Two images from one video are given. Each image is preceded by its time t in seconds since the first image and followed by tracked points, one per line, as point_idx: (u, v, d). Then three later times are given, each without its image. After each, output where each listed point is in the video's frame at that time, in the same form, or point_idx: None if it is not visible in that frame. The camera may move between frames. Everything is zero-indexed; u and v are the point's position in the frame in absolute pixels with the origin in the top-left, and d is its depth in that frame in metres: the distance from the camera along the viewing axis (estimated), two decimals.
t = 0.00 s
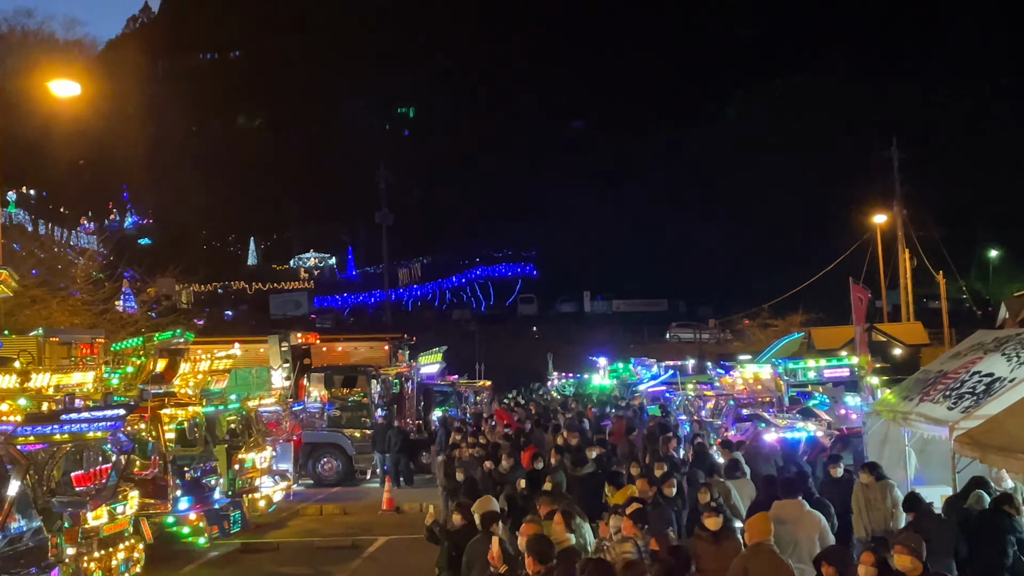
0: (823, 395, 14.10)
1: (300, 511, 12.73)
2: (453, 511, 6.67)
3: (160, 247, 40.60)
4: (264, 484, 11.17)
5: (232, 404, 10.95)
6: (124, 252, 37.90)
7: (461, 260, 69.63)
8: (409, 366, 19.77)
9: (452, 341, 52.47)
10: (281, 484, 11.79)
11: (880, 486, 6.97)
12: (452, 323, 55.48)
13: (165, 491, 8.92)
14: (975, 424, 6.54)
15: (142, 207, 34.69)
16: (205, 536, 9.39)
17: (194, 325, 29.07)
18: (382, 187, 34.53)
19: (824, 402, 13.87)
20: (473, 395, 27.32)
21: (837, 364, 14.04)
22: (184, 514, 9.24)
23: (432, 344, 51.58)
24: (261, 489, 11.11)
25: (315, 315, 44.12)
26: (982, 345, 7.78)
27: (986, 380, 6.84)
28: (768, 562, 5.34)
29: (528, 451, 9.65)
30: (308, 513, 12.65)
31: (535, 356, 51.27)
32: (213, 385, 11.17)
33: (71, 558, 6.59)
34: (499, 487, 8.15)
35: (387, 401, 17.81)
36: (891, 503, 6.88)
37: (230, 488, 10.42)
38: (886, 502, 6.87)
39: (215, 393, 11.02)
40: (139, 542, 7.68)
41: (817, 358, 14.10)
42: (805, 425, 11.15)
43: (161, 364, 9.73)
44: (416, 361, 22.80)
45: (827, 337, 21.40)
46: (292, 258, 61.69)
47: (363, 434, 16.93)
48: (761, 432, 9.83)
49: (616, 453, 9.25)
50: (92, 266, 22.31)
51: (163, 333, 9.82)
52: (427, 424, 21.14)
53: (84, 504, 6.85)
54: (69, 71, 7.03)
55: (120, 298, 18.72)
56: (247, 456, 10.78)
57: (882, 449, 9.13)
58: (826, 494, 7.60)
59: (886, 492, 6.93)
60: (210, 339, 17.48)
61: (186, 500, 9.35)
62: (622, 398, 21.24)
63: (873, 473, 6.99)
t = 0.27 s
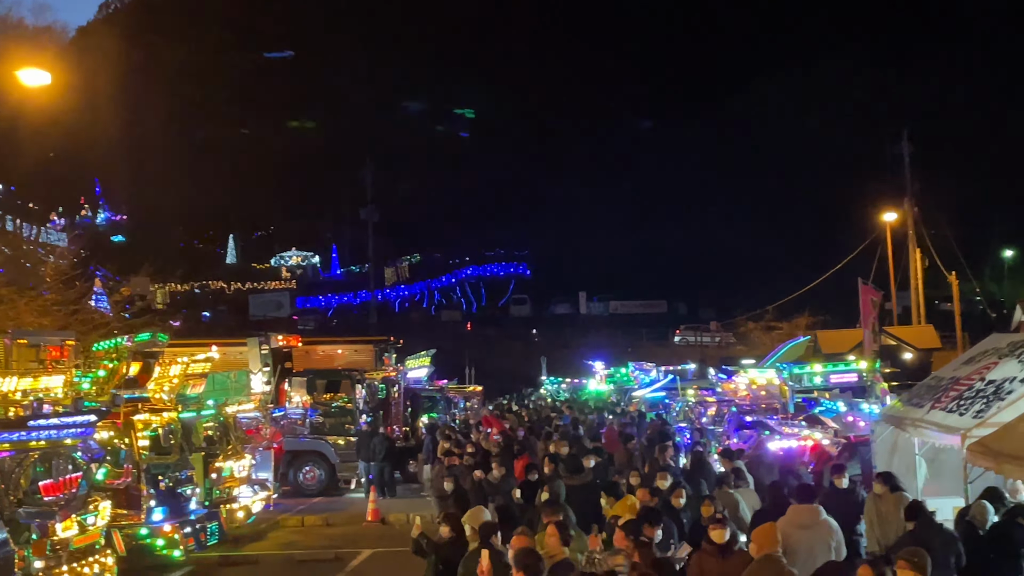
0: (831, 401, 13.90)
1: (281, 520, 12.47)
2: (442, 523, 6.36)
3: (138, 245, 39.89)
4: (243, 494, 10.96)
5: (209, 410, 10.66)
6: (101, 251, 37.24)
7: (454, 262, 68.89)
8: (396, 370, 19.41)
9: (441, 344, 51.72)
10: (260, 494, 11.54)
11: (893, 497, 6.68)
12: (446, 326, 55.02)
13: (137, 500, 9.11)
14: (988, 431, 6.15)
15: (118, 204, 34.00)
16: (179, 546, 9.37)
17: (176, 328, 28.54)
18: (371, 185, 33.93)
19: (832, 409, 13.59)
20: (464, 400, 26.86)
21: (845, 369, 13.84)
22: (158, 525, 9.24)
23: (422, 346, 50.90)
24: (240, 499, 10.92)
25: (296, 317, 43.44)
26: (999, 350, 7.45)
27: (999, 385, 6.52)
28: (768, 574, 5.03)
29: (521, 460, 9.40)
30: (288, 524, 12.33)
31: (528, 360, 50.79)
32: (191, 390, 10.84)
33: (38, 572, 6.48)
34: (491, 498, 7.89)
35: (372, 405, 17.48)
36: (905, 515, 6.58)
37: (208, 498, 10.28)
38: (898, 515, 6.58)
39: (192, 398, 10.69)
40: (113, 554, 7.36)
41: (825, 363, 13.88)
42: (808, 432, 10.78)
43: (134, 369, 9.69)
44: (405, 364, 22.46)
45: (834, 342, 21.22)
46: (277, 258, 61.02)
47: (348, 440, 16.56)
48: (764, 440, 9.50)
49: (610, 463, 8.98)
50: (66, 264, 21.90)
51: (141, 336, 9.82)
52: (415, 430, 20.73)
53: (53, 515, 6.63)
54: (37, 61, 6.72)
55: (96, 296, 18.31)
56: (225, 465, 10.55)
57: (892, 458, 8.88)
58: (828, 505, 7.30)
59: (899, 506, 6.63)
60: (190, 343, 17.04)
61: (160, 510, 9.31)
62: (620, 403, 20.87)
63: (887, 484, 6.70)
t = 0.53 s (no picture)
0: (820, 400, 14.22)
1: (270, 518, 12.48)
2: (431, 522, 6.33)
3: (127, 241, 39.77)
4: (232, 492, 10.94)
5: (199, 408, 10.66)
6: (89, 247, 37.11)
7: (446, 260, 68.91)
8: (384, 367, 19.38)
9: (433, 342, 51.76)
10: (250, 491, 11.53)
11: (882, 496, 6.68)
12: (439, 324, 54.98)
13: (125, 498, 9.11)
14: (975, 431, 6.25)
15: (105, 198, 33.87)
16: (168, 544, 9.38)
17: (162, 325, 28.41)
18: (360, 182, 33.84)
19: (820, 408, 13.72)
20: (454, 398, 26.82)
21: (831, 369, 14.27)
22: (146, 522, 9.25)
23: (414, 345, 50.82)
24: (229, 496, 10.91)
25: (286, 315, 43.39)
26: (987, 349, 7.48)
27: (986, 386, 6.55)
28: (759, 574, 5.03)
29: (510, 460, 9.42)
30: (276, 522, 12.33)
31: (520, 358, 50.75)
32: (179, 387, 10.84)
33: (26, 569, 6.46)
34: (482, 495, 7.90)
35: (361, 404, 17.48)
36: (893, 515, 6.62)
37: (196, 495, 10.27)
38: (885, 514, 6.58)
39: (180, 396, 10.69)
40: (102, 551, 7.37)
41: (814, 363, 14.36)
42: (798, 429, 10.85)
43: (122, 365, 9.72)
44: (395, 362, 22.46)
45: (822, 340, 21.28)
46: (266, 254, 60.83)
47: (336, 438, 16.57)
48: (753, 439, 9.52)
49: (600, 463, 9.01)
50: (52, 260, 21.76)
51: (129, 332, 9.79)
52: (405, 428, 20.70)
53: (41, 512, 6.63)
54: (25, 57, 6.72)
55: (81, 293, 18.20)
56: (214, 462, 10.52)
57: (881, 456, 8.91)
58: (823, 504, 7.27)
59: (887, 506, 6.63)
60: (178, 340, 17.01)
61: (148, 508, 9.31)
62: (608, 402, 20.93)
63: (875, 483, 6.70)
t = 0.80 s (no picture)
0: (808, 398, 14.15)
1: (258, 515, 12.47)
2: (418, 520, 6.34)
3: (116, 236, 39.57)
4: (220, 488, 10.94)
5: (186, 403, 10.67)
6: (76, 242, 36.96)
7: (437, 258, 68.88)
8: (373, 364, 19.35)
9: (425, 340, 51.75)
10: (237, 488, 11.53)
11: (863, 496, 6.78)
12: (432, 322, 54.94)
13: (112, 494, 9.09)
14: (960, 431, 6.31)
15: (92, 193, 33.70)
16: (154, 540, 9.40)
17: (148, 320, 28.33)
18: (349, 178, 33.74)
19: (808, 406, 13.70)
20: (443, 395, 26.77)
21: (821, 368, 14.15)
22: (132, 518, 9.26)
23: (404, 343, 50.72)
24: (217, 493, 10.90)
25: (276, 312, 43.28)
26: (974, 349, 7.52)
27: (971, 385, 6.60)
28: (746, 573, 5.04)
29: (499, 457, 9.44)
30: (265, 518, 12.31)
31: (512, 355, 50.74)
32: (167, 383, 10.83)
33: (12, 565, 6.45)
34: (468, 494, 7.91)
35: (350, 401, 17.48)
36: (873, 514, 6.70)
37: (184, 491, 10.28)
38: (866, 512, 6.69)
39: (168, 392, 10.68)
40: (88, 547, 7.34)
41: (802, 362, 14.04)
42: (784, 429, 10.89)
43: (110, 361, 9.65)
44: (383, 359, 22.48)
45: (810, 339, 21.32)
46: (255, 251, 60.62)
47: (325, 434, 16.59)
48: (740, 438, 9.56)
49: (587, 461, 9.02)
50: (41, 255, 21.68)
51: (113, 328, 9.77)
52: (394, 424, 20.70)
53: (27, 507, 6.60)
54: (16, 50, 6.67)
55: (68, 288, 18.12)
56: (201, 459, 10.53)
57: (866, 455, 8.97)
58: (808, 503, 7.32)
59: (868, 504, 6.75)
60: (169, 335, 17.04)
61: (135, 504, 9.34)
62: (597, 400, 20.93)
63: (856, 482, 6.81)
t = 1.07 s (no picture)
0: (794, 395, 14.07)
1: (244, 510, 12.48)
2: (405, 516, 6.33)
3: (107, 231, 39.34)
4: (207, 485, 10.95)
5: (174, 399, 10.69)
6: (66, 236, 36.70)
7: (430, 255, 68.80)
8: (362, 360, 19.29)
9: (418, 338, 51.71)
10: (223, 484, 11.53)
11: (847, 495, 6.82)
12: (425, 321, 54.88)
13: (99, 489, 9.03)
14: (946, 430, 6.34)
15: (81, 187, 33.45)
16: (141, 535, 9.40)
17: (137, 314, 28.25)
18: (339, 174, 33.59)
19: (795, 405, 13.62)
20: (431, 390, 26.73)
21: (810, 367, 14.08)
22: (120, 514, 9.24)
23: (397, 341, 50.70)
24: (203, 489, 10.91)
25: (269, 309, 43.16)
26: (961, 348, 7.56)
27: (957, 385, 6.62)
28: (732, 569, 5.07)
29: (485, 453, 9.47)
30: (252, 513, 12.35)
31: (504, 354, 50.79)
32: (154, 378, 10.83)
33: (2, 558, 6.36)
34: (455, 490, 7.92)
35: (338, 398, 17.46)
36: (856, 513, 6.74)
37: (171, 486, 10.28)
38: (850, 510, 6.73)
39: (156, 387, 10.68)
40: (73, 542, 7.35)
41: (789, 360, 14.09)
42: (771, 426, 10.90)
43: (97, 356, 9.75)
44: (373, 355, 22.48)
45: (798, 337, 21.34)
46: (244, 246, 60.35)
47: (313, 430, 16.61)
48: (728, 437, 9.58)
49: (573, 458, 9.04)
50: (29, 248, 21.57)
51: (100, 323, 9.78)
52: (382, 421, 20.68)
53: (14, 502, 6.59)
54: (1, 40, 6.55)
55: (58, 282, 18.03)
56: (187, 454, 10.53)
57: (854, 454, 9.02)
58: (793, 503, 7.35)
59: (852, 502, 6.80)
60: (157, 330, 16.98)
61: (122, 500, 9.31)
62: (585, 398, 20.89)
63: (841, 482, 6.85)
